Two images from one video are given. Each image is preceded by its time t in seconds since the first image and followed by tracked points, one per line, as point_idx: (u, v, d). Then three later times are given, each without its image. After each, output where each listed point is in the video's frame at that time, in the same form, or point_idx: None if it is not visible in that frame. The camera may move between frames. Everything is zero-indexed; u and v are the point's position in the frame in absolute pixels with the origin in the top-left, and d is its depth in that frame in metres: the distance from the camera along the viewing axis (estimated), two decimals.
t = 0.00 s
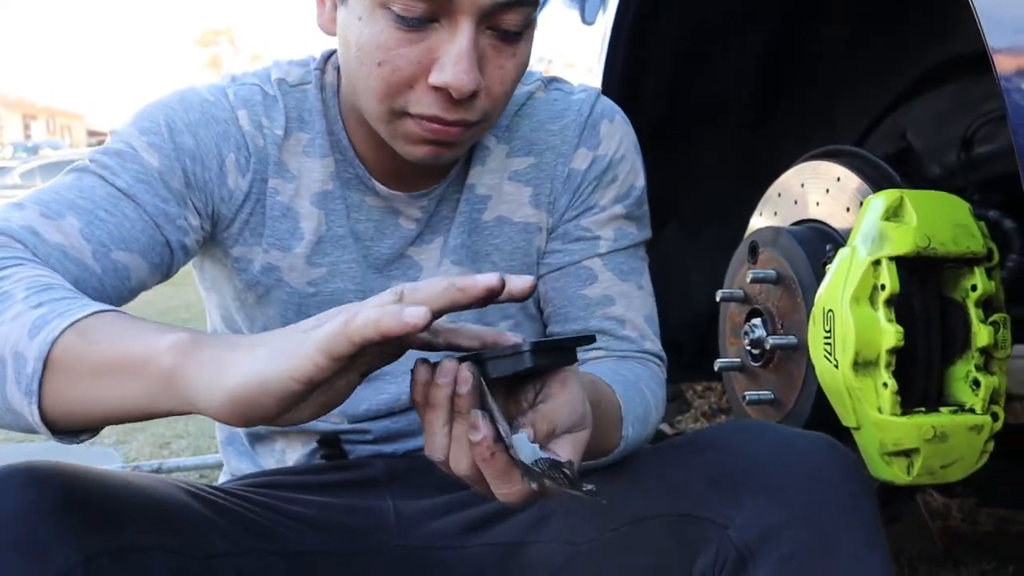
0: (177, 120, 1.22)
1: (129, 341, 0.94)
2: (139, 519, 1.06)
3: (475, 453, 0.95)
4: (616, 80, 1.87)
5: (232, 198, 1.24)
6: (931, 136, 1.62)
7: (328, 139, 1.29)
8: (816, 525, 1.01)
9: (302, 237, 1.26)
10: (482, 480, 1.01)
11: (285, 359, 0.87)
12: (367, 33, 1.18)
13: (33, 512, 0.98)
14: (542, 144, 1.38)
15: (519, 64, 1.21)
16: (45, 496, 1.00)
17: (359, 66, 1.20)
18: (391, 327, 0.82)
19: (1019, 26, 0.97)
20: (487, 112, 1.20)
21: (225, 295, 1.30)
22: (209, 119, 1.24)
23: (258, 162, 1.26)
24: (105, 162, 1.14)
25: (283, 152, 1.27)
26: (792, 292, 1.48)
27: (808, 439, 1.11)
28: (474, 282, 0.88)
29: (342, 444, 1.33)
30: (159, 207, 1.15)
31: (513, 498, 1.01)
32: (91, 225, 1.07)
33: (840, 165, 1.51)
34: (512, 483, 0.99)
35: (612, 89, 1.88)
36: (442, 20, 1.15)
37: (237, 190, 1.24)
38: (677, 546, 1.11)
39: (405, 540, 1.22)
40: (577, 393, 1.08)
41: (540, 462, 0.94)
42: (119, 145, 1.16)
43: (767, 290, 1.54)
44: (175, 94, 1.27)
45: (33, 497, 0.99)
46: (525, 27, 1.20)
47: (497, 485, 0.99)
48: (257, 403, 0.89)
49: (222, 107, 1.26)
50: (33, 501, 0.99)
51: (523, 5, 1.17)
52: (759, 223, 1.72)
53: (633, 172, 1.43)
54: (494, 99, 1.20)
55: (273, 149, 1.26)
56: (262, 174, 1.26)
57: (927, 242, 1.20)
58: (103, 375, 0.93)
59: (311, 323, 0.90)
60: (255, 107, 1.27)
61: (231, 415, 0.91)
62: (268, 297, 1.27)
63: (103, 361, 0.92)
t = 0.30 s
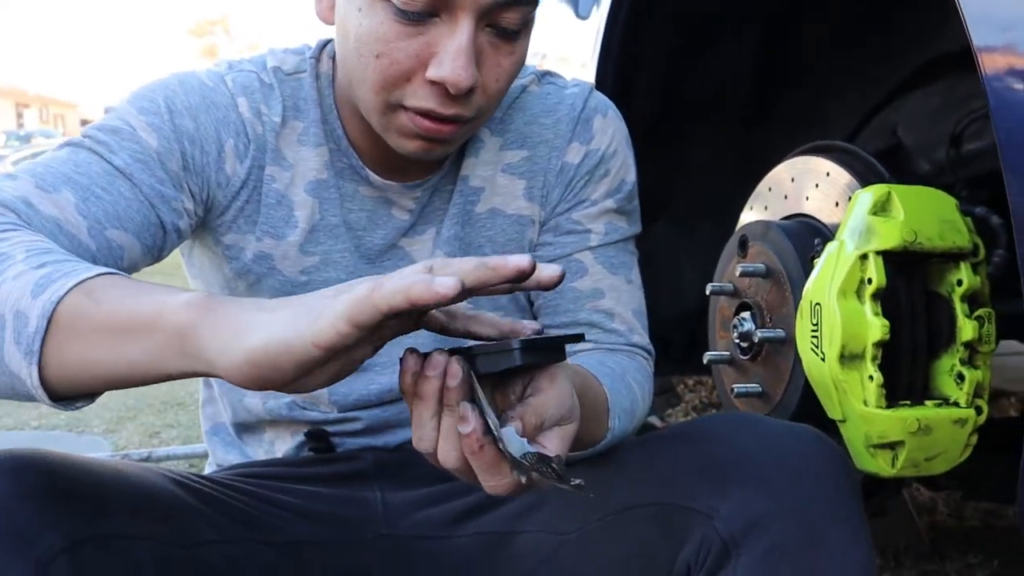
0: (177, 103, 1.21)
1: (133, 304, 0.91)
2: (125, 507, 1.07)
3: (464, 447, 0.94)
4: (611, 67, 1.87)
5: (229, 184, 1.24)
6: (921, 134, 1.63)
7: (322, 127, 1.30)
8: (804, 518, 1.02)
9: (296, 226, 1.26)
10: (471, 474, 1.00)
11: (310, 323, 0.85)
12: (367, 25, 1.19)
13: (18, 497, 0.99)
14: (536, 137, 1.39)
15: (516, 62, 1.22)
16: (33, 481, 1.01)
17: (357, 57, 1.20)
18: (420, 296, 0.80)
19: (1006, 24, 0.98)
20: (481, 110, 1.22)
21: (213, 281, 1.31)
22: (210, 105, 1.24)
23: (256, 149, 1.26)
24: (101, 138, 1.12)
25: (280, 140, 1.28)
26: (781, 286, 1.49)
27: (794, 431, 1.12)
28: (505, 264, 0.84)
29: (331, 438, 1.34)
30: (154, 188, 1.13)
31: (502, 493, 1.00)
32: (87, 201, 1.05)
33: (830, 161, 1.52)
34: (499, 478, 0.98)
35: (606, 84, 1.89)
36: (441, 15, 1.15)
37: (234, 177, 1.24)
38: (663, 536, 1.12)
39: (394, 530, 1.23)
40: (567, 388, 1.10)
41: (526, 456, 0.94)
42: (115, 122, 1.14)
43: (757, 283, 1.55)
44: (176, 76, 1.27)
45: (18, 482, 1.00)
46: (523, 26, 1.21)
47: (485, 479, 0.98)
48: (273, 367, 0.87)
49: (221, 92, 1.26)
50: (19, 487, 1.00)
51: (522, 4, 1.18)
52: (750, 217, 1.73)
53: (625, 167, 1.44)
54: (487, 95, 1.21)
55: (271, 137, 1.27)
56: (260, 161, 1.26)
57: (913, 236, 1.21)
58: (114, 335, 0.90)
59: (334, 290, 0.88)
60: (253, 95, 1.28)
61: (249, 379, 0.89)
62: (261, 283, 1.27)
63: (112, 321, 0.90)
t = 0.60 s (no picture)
0: (159, 90, 1.22)
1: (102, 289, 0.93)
2: (115, 497, 1.08)
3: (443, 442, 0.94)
4: (603, 56, 1.87)
5: (210, 172, 1.24)
6: (909, 129, 1.64)
7: (309, 117, 1.30)
8: (790, 514, 1.03)
9: (280, 216, 1.26)
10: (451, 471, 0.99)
11: (274, 315, 0.87)
12: (353, 14, 1.19)
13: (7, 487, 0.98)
14: (526, 129, 1.39)
15: (502, 56, 1.22)
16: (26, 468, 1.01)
17: (342, 47, 1.20)
18: (387, 293, 0.81)
19: (995, 23, 0.98)
20: (467, 101, 1.21)
21: (198, 270, 1.31)
22: (190, 90, 1.24)
23: (238, 137, 1.26)
24: (79, 122, 1.13)
25: (264, 130, 1.28)
26: (769, 280, 1.50)
27: (780, 425, 1.13)
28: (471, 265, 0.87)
29: (319, 430, 1.33)
30: (132, 172, 1.14)
31: (482, 488, 0.99)
32: (62, 182, 1.06)
33: (818, 155, 1.53)
34: (481, 473, 0.97)
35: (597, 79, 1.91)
36: (427, 5, 1.15)
37: (215, 165, 1.24)
38: (648, 530, 1.13)
39: (382, 522, 1.24)
40: (549, 380, 1.09)
41: (507, 451, 0.97)
42: (95, 107, 1.15)
43: (745, 278, 1.56)
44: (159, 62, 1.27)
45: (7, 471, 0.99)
46: (510, 19, 1.21)
47: (465, 474, 0.97)
48: (234, 360, 0.89)
49: (204, 80, 1.26)
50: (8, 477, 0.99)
51: None
52: (740, 211, 1.74)
53: (615, 159, 1.44)
54: (474, 87, 1.21)
55: (255, 125, 1.27)
56: (242, 150, 1.26)
57: (899, 232, 1.21)
58: (80, 321, 0.93)
59: (301, 284, 0.89)
60: (237, 83, 1.28)
61: (212, 368, 0.91)
62: (243, 271, 1.28)
63: (77, 306, 0.92)
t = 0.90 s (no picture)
0: (155, 103, 1.22)
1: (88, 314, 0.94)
2: (110, 509, 1.09)
3: (449, 452, 0.96)
4: (599, 64, 1.88)
5: (207, 185, 1.25)
6: (903, 141, 1.65)
7: (306, 128, 1.31)
8: (782, 524, 1.04)
9: (276, 227, 1.27)
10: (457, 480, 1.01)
11: (256, 350, 0.88)
12: (353, 25, 1.19)
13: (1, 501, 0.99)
14: (523, 140, 1.40)
15: (500, 69, 1.23)
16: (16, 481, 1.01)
17: (341, 59, 1.21)
18: (366, 335, 0.82)
19: (988, 37, 0.99)
20: (465, 113, 1.22)
21: (192, 281, 1.31)
22: (187, 103, 1.25)
23: (235, 150, 1.27)
24: (75, 136, 1.13)
25: (262, 141, 1.29)
26: (764, 292, 1.51)
27: (772, 437, 1.14)
28: (456, 295, 0.88)
29: (313, 442, 1.34)
30: (126, 188, 1.14)
31: (487, 498, 1.01)
32: (56, 197, 1.07)
33: (813, 168, 1.54)
34: (486, 484, 0.99)
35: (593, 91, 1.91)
36: (426, 18, 1.16)
37: (212, 178, 1.25)
38: (642, 540, 1.14)
39: (378, 532, 1.24)
40: (551, 392, 1.10)
41: (513, 463, 0.94)
42: (91, 119, 1.15)
43: (741, 289, 1.57)
44: (157, 75, 1.27)
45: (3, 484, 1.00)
46: (509, 33, 1.21)
47: (470, 484, 0.99)
48: (220, 391, 0.91)
49: (201, 93, 1.27)
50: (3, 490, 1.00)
51: (508, 10, 1.18)
52: (735, 222, 1.75)
53: (611, 171, 1.45)
54: (471, 100, 1.22)
55: (252, 137, 1.28)
56: (239, 163, 1.27)
57: (893, 245, 1.23)
58: (68, 343, 0.95)
59: (285, 313, 0.90)
60: (234, 95, 1.29)
61: (196, 397, 0.92)
62: (239, 281, 1.28)
63: (65, 331, 0.94)
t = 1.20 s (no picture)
0: (150, 120, 1.23)
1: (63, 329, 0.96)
2: (114, 515, 1.09)
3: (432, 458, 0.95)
4: (601, 71, 1.89)
5: (203, 200, 1.25)
6: (904, 147, 1.65)
7: (303, 139, 1.31)
8: (786, 531, 1.03)
9: (275, 240, 1.28)
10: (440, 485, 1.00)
11: (213, 351, 0.88)
12: (343, 33, 1.20)
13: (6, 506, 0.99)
14: (522, 148, 1.41)
15: (488, 75, 1.23)
16: (20, 488, 1.02)
17: (330, 69, 1.23)
18: (311, 323, 0.81)
19: (988, 44, 1.00)
20: (453, 121, 1.22)
21: (193, 293, 1.32)
22: (181, 119, 1.25)
23: (231, 164, 1.27)
24: (70, 156, 1.14)
25: (259, 154, 1.29)
26: (766, 299, 1.51)
27: (774, 442, 1.14)
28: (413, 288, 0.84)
29: (316, 449, 1.34)
30: (122, 205, 1.15)
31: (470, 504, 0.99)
32: (51, 217, 1.07)
33: (814, 174, 1.54)
34: (467, 490, 0.98)
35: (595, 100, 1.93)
36: (413, 26, 1.17)
37: (208, 192, 1.26)
38: (646, 547, 1.14)
39: (380, 540, 1.24)
40: (539, 402, 1.09)
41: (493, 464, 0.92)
42: (86, 139, 1.16)
43: (743, 296, 1.57)
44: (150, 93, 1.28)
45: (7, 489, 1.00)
46: (497, 38, 1.21)
47: (451, 490, 0.98)
48: (183, 396, 0.91)
49: (196, 108, 1.27)
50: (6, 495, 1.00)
51: (493, 15, 1.18)
52: (738, 229, 1.75)
53: (611, 178, 1.45)
54: (461, 107, 1.22)
55: (249, 151, 1.28)
56: (236, 176, 1.28)
57: (895, 251, 1.23)
58: (45, 360, 0.96)
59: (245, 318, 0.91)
60: (229, 110, 1.29)
61: (163, 405, 0.93)
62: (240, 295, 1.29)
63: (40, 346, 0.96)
